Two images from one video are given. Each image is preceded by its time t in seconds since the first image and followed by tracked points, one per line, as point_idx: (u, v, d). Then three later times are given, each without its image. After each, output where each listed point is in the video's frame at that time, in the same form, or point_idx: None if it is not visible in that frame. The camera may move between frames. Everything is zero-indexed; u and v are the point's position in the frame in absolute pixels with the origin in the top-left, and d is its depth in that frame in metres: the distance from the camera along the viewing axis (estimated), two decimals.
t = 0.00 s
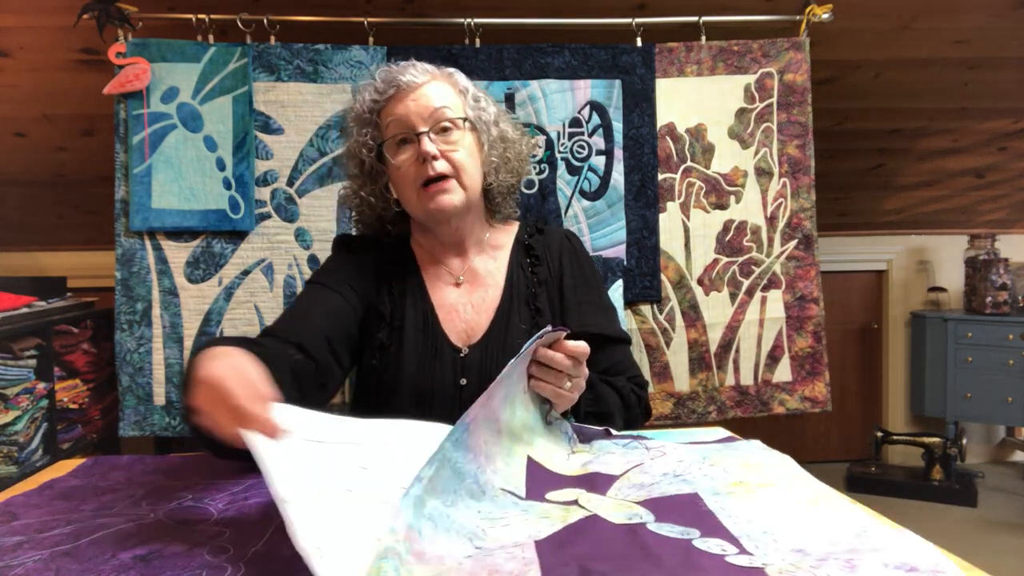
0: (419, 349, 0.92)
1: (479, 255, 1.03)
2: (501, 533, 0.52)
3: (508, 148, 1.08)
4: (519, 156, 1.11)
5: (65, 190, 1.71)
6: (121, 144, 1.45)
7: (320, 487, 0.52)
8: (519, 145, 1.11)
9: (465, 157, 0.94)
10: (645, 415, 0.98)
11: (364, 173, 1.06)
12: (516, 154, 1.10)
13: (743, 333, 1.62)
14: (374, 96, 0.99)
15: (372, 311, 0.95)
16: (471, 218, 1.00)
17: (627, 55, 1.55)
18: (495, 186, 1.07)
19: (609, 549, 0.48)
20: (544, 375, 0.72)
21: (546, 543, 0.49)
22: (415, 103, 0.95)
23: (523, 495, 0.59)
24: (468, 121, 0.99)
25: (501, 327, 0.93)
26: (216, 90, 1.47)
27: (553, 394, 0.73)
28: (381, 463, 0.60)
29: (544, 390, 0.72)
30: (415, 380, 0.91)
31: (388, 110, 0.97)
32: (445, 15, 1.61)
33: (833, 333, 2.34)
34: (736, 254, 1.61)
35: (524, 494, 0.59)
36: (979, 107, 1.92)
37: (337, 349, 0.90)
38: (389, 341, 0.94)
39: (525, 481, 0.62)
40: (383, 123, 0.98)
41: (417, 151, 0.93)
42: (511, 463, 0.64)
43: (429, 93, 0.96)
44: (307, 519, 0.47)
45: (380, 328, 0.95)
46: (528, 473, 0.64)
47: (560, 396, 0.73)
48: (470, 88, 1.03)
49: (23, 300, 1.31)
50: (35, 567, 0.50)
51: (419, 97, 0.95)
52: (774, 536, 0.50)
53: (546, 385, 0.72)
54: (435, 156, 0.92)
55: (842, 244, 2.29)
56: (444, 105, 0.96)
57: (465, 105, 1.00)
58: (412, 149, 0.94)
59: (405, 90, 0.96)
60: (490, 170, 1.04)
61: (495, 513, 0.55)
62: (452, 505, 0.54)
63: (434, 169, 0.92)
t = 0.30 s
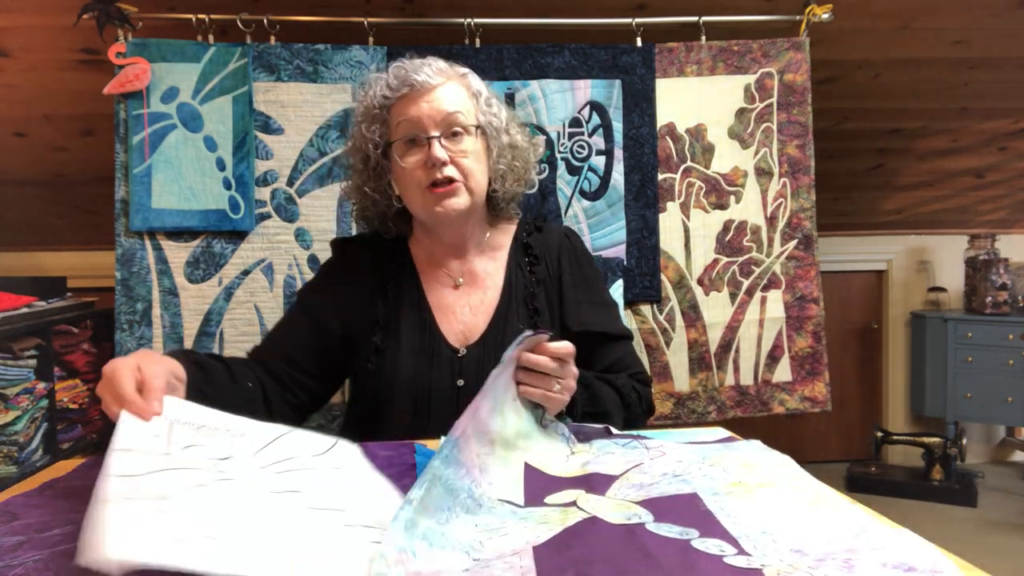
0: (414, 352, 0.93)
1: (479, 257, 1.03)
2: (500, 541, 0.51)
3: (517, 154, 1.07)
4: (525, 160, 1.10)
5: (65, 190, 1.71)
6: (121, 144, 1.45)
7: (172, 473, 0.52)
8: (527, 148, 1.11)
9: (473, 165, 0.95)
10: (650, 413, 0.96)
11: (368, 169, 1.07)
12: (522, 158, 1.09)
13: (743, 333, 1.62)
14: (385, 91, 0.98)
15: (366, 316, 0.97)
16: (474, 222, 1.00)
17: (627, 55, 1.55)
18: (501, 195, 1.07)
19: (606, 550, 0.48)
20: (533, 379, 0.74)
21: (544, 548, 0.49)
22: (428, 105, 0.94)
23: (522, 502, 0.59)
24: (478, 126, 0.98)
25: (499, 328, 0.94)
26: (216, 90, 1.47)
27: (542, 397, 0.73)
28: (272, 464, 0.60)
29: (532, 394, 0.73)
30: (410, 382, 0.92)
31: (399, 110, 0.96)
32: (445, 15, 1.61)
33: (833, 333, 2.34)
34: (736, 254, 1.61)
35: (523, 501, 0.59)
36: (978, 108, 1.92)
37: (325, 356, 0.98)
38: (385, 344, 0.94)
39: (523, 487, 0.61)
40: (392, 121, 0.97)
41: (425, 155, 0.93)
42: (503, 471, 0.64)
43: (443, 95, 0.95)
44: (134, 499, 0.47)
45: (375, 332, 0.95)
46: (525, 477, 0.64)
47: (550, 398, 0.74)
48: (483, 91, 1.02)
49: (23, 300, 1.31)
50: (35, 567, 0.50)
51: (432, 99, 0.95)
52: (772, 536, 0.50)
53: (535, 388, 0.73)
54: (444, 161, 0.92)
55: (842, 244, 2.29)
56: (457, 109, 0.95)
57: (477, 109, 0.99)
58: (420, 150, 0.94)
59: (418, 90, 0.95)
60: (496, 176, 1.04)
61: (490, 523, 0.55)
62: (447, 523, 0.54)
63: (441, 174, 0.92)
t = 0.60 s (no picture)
0: (396, 354, 0.94)
1: (464, 257, 1.03)
2: (497, 541, 0.50)
3: (506, 165, 1.08)
4: (516, 169, 1.10)
5: (65, 190, 1.71)
6: (121, 144, 1.45)
7: (81, 497, 0.60)
8: (517, 158, 1.11)
9: (463, 176, 0.95)
10: (643, 406, 0.94)
11: (358, 164, 1.06)
12: (512, 167, 1.09)
13: (743, 333, 1.62)
14: (381, 89, 0.97)
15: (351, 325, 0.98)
16: (460, 229, 1.00)
17: (627, 55, 1.55)
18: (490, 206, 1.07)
19: (604, 550, 0.48)
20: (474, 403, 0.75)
21: (542, 548, 0.48)
22: (424, 111, 0.94)
23: (518, 503, 0.58)
24: (471, 136, 0.98)
25: (480, 328, 0.94)
26: (216, 90, 1.47)
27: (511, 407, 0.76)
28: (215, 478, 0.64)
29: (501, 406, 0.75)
30: (393, 383, 0.92)
31: (394, 112, 0.95)
32: (445, 15, 1.61)
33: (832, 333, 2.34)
34: (736, 254, 1.61)
35: (519, 502, 0.58)
36: (979, 107, 1.92)
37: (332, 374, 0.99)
38: (367, 348, 0.95)
39: (521, 492, 0.60)
40: (387, 122, 0.97)
41: (417, 162, 0.93)
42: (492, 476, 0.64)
43: (439, 103, 0.95)
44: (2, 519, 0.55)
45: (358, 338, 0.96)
46: (518, 480, 0.63)
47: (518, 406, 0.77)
48: (480, 101, 1.02)
49: (23, 300, 1.31)
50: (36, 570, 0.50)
51: (430, 105, 0.95)
52: (769, 536, 0.49)
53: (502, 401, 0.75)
54: (435, 171, 0.92)
55: (842, 244, 2.29)
56: (453, 117, 0.95)
57: (471, 119, 0.99)
58: (413, 156, 0.94)
59: (417, 95, 0.95)
60: (484, 186, 1.04)
61: (487, 527, 0.52)
62: (440, 532, 0.52)
63: (431, 182, 0.93)
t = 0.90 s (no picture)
0: (391, 356, 0.93)
1: (456, 256, 1.03)
2: (497, 539, 0.50)
3: (497, 167, 1.08)
4: (505, 170, 1.10)
5: (65, 190, 1.71)
6: (121, 144, 1.45)
7: (93, 500, 0.60)
8: (507, 159, 1.11)
9: (453, 173, 0.95)
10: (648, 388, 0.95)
11: (347, 165, 1.07)
12: (502, 167, 1.09)
13: (743, 333, 1.62)
14: (370, 91, 0.98)
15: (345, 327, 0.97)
16: (451, 227, 1.00)
17: (627, 55, 1.55)
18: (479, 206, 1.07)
19: (603, 548, 0.48)
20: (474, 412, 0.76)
21: (541, 545, 0.48)
22: (412, 109, 0.95)
23: (520, 502, 0.58)
24: (460, 133, 0.99)
25: (476, 327, 0.94)
26: (216, 90, 1.47)
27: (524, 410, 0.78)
28: (225, 480, 0.65)
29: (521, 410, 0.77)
30: (389, 384, 0.92)
31: (384, 111, 0.96)
32: (445, 15, 1.61)
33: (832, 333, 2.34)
34: (736, 254, 1.61)
35: (521, 501, 0.58)
36: (978, 107, 1.92)
37: (330, 378, 0.98)
38: (363, 350, 0.95)
39: (523, 492, 0.60)
40: (376, 122, 0.97)
41: (406, 158, 0.93)
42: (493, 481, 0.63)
43: (427, 102, 0.96)
44: (21, 523, 0.55)
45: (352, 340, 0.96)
46: (519, 481, 0.63)
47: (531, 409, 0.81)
48: (468, 101, 1.03)
49: (23, 300, 1.30)
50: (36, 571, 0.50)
51: (418, 104, 0.95)
52: (768, 536, 0.49)
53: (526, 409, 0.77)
54: (425, 166, 0.92)
55: (842, 244, 2.29)
56: (441, 115, 0.96)
57: (459, 118, 1.00)
58: (402, 153, 0.94)
59: (405, 94, 0.95)
60: (474, 186, 1.05)
61: (488, 526, 0.52)
62: (441, 529, 0.52)
63: (422, 177, 0.92)
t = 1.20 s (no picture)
0: (388, 354, 0.93)
1: (458, 256, 1.03)
2: (497, 539, 0.50)
3: (499, 172, 1.10)
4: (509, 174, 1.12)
5: (65, 190, 1.71)
6: (121, 144, 1.45)
7: (87, 504, 0.60)
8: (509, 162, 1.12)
9: (466, 181, 0.96)
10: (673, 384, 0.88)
11: (358, 170, 1.05)
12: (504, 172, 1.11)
13: (743, 333, 1.62)
14: (384, 96, 0.97)
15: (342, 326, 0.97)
16: (460, 231, 1.01)
17: (627, 55, 1.55)
18: (484, 210, 1.09)
19: (603, 548, 0.48)
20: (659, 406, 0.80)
21: (541, 545, 0.48)
22: (429, 119, 0.95)
23: (520, 502, 0.57)
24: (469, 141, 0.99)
25: (474, 323, 0.94)
26: (216, 90, 1.47)
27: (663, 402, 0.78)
28: (219, 482, 0.65)
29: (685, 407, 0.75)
30: (388, 383, 0.92)
31: (400, 119, 0.96)
32: (445, 15, 1.61)
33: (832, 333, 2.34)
34: (736, 254, 1.61)
35: (522, 500, 0.58)
36: (978, 107, 1.92)
37: (328, 380, 0.97)
38: (361, 350, 0.95)
39: (524, 492, 0.60)
40: (391, 130, 0.97)
41: (423, 167, 0.94)
42: (493, 481, 0.64)
43: (441, 109, 0.96)
44: (17, 527, 0.55)
45: (349, 339, 0.96)
46: (519, 481, 0.63)
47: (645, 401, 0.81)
48: (475, 106, 1.03)
49: (23, 300, 1.30)
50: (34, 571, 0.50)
51: (433, 113, 0.95)
52: (768, 536, 0.49)
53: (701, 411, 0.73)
54: (442, 175, 0.93)
55: (842, 244, 2.29)
56: (456, 124, 0.96)
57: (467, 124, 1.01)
58: (417, 160, 0.94)
59: (422, 103, 0.95)
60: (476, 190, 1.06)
61: (487, 526, 0.52)
62: (442, 529, 0.52)
63: (439, 187, 0.93)
